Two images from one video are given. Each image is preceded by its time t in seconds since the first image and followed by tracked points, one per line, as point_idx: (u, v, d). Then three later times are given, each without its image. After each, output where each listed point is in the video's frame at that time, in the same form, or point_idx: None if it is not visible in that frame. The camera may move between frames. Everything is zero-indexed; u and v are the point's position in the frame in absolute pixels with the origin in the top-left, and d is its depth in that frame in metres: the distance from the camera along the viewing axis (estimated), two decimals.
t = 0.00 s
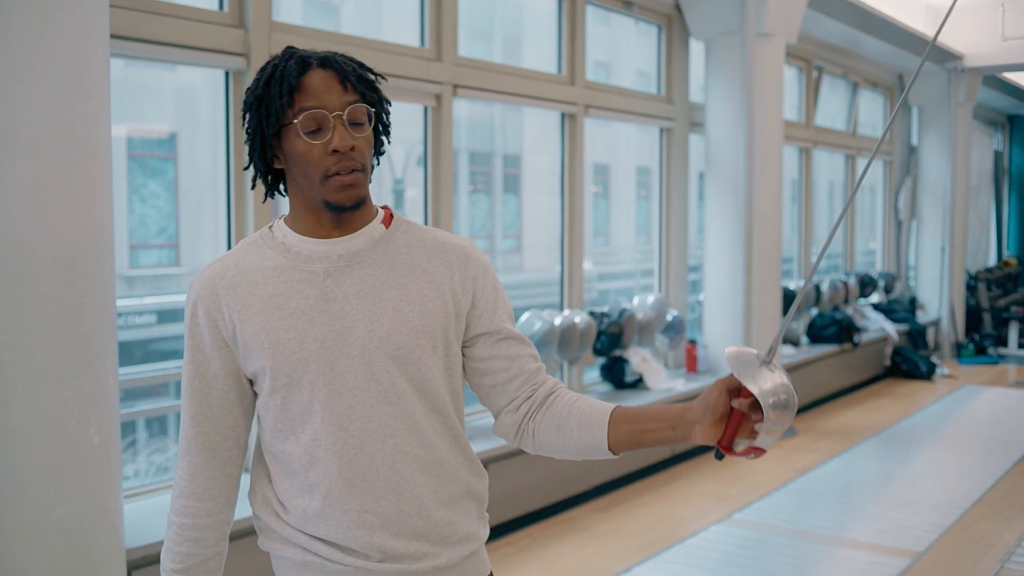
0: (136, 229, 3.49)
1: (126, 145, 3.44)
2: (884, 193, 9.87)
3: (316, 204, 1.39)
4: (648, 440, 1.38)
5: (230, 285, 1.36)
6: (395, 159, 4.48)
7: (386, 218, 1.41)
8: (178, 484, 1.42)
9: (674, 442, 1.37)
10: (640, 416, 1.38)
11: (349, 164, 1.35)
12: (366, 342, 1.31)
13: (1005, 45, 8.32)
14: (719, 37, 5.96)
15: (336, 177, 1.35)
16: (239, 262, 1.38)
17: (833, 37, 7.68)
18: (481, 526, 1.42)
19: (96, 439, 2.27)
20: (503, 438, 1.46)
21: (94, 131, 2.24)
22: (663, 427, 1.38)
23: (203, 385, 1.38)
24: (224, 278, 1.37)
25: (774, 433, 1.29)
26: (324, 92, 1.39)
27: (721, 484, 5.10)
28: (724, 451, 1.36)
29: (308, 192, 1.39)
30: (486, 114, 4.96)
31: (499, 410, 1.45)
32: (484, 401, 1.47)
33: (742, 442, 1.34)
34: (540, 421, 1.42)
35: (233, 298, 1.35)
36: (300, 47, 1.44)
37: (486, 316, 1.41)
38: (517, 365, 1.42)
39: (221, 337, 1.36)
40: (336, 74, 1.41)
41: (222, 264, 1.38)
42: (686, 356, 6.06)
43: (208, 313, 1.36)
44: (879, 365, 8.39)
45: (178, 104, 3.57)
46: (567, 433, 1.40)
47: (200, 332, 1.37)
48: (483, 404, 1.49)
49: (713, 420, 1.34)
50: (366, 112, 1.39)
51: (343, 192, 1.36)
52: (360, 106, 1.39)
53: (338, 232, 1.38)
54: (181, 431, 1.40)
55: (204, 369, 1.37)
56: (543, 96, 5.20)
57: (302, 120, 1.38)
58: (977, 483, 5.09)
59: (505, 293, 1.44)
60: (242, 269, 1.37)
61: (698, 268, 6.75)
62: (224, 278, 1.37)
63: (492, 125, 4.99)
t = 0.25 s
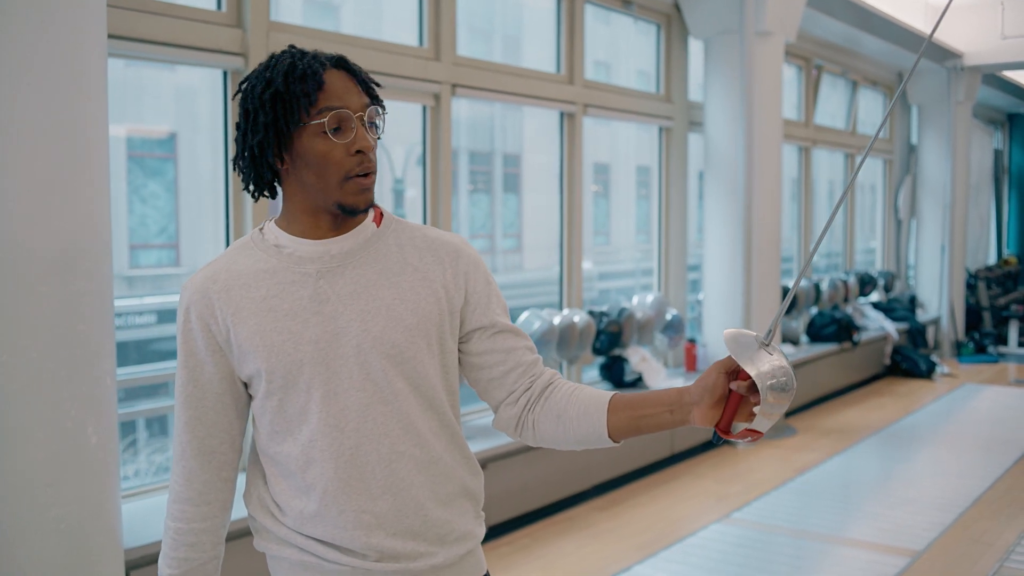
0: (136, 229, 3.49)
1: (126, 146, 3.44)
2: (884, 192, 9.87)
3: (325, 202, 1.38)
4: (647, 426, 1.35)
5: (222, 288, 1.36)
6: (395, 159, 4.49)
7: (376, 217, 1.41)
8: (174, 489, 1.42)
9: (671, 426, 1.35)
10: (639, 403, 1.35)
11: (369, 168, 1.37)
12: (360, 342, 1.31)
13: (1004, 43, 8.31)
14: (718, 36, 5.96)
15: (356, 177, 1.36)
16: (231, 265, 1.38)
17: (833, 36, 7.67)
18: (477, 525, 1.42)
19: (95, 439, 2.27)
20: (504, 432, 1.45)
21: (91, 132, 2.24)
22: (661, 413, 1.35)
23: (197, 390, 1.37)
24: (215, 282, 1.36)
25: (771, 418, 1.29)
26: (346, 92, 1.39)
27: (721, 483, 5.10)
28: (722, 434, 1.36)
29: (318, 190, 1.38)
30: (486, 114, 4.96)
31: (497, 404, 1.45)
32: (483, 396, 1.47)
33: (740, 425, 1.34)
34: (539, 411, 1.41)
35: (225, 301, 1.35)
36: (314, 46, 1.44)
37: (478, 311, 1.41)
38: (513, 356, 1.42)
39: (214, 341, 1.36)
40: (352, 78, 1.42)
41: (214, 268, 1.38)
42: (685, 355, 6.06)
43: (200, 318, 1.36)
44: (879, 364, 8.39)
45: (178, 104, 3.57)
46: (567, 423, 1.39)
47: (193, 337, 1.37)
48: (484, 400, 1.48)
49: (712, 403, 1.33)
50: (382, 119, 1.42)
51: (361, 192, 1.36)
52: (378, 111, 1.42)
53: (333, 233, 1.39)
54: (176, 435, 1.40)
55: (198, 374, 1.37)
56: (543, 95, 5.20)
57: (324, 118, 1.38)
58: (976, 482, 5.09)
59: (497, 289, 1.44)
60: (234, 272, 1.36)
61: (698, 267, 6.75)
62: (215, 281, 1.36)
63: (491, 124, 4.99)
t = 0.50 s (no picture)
0: (135, 231, 3.48)
1: (126, 148, 3.43)
2: (883, 194, 9.87)
3: (321, 207, 1.38)
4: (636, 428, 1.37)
5: (216, 292, 1.35)
6: (394, 161, 4.49)
7: (370, 220, 1.41)
8: (168, 491, 1.41)
9: (660, 428, 1.37)
10: (628, 404, 1.37)
11: (368, 175, 1.37)
12: (355, 346, 1.30)
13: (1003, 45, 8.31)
14: (716, 38, 5.96)
15: (353, 184, 1.36)
16: (224, 268, 1.37)
17: (831, 38, 7.67)
18: (472, 527, 1.42)
19: (91, 442, 2.26)
20: (495, 436, 1.45)
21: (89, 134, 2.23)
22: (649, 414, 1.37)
23: (192, 393, 1.37)
24: (209, 285, 1.36)
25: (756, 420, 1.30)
26: (348, 99, 1.39)
27: (720, 485, 5.10)
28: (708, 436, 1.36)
29: (315, 195, 1.38)
30: (485, 116, 4.96)
31: (489, 408, 1.45)
32: (474, 399, 1.46)
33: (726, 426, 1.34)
34: (530, 415, 1.41)
35: (219, 304, 1.34)
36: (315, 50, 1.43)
37: (472, 314, 1.41)
38: (506, 361, 1.42)
39: (209, 344, 1.36)
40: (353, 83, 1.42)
41: (208, 271, 1.37)
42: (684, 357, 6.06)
43: (194, 321, 1.36)
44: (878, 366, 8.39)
45: (178, 106, 3.56)
46: (557, 427, 1.39)
47: (187, 340, 1.37)
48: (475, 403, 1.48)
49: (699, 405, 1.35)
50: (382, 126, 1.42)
51: (358, 199, 1.36)
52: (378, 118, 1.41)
53: (328, 237, 1.39)
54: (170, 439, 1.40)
55: (192, 377, 1.37)
56: (542, 98, 5.20)
57: (324, 125, 1.37)
58: (976, 484, 5.09)
59: (490, 292, 1.44)
60: (227, 275, 1.36)
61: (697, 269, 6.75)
62: (208, 285, 1.36)
63: (490, 126, 4.99)
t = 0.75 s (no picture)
0: (135, 228, 3.48)
1: (126, 145, 3.43)
2: (883, 190, 9.87)
3: (316, 212, 1.38)
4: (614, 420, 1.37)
5: (208, 293, 1.35)
6: (395, 158, 4.49)
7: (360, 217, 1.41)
8: (160, 495, 1.41)
9: (639, 419, 1.36)
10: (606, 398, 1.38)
11: (364, 180, 1.37)
12: (350, 345, 1.30)
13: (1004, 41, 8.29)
14: (716, 35, 5.95)
15: (349, 190, 1.36)
16: (214, 268, 1.36)
17: (831, 34, 7.66)
18: (468, 521, 1.42)
19: (90, 439, 2.26)
20: (480, 430, 1.46)
21: (88, 132, 2.23)
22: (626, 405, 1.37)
23: (184, 396, 1.36)
24: (200, 286, 1.35)
25: (734, 409, 1.29)
26: (345, 105, 1.39)
27: (719, 482, 5.10)
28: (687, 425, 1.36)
29: (311, 200, 1.37)
30: (485, 113, 4.96)
31: (474, 402, 1.46)
32: (460, 394, 1.48)
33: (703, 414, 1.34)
34: (512, 410, 1.42)
35: (211, 305, 1.34)
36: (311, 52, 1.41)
37: (461, 310, 1.42)
38: (491, 356, 1.43)
39: (201, 346, 1.35)
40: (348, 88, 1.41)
41: (198, 271, 1.36)
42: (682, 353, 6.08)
43: (186, 323, 1.35)
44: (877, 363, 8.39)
45: (178, 103, 3.56)
46: (538, 422, 1.40)
47: (178, 342, 1.36)
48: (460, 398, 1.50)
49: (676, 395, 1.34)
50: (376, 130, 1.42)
51: (354, 205, 1.36)
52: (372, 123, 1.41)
53: (320, 237, 1.39)
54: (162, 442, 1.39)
55: (184, 380, 1.36)
56: (542, 95, 5.19)
57: (322, 130, 1.37)
58: (975, 481, 5.09)
59: (479, 287, 1.46)
60: (218, 276, 1.35)
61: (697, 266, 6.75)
62: (198, 287, 1.35)
63: (491, 123, 4.99)
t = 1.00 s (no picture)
0: (137, 229, 3.48)
1: (128, 146, 3.43)
2: (885, 190, 9.86)
3: (305, 218, 1.37)
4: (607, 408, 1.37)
5: (200, 302, 1.34)
6: (396, 159, 4.49)
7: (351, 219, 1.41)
8: (157, 506, 1.40)
9: (631, 406, 1.37)
10: (596, 386, 1.38)
11: (353, 186, 1.37)
12: (345, 348, 1.30)
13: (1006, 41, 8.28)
14: (717, 34, 5.94)
15: (339, 195, 1.36)
16: (205, 276, 1.36)
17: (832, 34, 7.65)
18: (467, 520, 1.42)
19: (91, 440, 2.26)
20: (476, 425, 1.46)
21: (87, 133, 2.23)
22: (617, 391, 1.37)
23: (179, 406, 1.36)
24: (192, 295, 1.35)
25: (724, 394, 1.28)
26: (330, 110, 1.38)
27: (721, 483, 5.09)
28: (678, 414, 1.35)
29: (300, 207, 1.37)
30: (487, 113, 4.96)
31: (470, 398, 1.46)
32: (455, 390, 1.48)
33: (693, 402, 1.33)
34: (507, 403, 1.42)
35: (204, 314, 1.34)
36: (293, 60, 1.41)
37: (454, 307, 1.42)
38: (485, 352, 1.43)
39: (195, 355, 1.35)
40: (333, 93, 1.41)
41: (190, 280, 1.36)
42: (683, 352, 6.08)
43: (179, 332, 1.35)
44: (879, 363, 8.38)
45: (179, 104, 3.56)
46: (532, 415, 1.40)
47: (171, 352, 1.36)
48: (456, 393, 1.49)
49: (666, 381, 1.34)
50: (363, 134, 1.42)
51: (344, 210, 1.35)
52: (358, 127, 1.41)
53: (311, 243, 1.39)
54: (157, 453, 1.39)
55: (179, 390, 1.36)
56: (544, 95, 5.19)
57: (308, 137, 1.36)
58: (977, 481, 5.08)
59: (470, 284, 1.46)
60: (210, 284, 1.35)
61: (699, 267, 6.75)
62: (190, 296, 1.35)
63: (492, 124, 4.99)
